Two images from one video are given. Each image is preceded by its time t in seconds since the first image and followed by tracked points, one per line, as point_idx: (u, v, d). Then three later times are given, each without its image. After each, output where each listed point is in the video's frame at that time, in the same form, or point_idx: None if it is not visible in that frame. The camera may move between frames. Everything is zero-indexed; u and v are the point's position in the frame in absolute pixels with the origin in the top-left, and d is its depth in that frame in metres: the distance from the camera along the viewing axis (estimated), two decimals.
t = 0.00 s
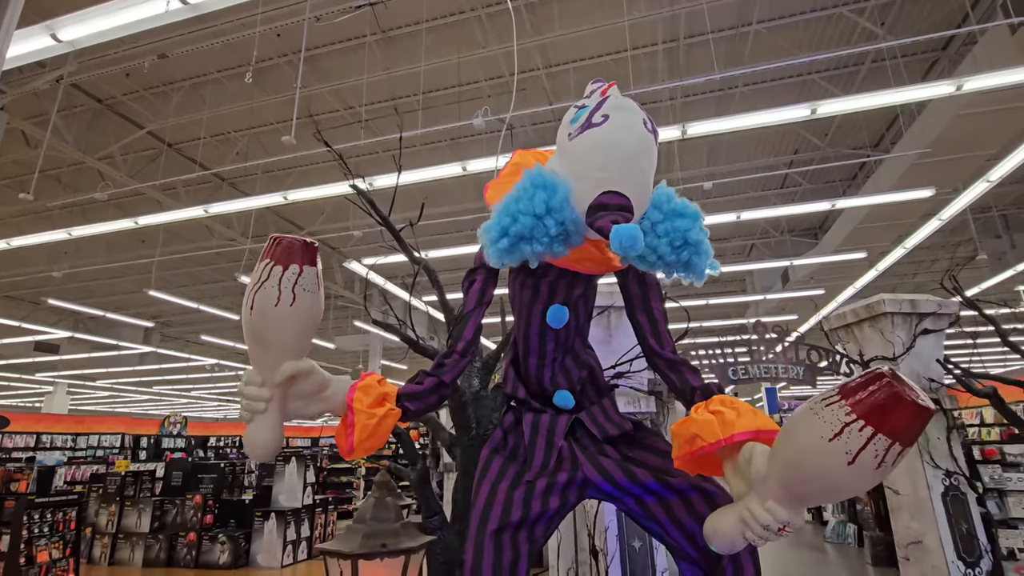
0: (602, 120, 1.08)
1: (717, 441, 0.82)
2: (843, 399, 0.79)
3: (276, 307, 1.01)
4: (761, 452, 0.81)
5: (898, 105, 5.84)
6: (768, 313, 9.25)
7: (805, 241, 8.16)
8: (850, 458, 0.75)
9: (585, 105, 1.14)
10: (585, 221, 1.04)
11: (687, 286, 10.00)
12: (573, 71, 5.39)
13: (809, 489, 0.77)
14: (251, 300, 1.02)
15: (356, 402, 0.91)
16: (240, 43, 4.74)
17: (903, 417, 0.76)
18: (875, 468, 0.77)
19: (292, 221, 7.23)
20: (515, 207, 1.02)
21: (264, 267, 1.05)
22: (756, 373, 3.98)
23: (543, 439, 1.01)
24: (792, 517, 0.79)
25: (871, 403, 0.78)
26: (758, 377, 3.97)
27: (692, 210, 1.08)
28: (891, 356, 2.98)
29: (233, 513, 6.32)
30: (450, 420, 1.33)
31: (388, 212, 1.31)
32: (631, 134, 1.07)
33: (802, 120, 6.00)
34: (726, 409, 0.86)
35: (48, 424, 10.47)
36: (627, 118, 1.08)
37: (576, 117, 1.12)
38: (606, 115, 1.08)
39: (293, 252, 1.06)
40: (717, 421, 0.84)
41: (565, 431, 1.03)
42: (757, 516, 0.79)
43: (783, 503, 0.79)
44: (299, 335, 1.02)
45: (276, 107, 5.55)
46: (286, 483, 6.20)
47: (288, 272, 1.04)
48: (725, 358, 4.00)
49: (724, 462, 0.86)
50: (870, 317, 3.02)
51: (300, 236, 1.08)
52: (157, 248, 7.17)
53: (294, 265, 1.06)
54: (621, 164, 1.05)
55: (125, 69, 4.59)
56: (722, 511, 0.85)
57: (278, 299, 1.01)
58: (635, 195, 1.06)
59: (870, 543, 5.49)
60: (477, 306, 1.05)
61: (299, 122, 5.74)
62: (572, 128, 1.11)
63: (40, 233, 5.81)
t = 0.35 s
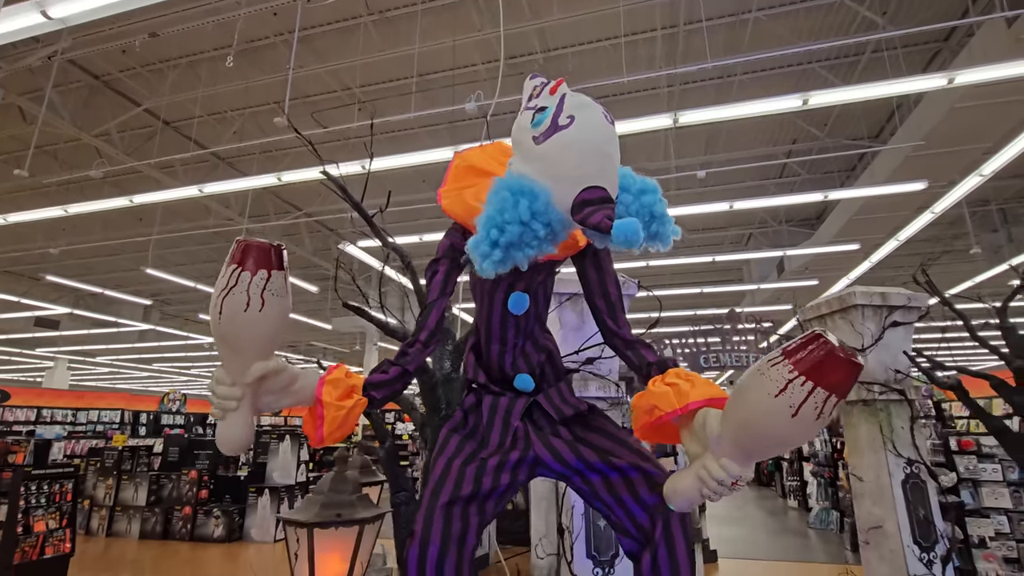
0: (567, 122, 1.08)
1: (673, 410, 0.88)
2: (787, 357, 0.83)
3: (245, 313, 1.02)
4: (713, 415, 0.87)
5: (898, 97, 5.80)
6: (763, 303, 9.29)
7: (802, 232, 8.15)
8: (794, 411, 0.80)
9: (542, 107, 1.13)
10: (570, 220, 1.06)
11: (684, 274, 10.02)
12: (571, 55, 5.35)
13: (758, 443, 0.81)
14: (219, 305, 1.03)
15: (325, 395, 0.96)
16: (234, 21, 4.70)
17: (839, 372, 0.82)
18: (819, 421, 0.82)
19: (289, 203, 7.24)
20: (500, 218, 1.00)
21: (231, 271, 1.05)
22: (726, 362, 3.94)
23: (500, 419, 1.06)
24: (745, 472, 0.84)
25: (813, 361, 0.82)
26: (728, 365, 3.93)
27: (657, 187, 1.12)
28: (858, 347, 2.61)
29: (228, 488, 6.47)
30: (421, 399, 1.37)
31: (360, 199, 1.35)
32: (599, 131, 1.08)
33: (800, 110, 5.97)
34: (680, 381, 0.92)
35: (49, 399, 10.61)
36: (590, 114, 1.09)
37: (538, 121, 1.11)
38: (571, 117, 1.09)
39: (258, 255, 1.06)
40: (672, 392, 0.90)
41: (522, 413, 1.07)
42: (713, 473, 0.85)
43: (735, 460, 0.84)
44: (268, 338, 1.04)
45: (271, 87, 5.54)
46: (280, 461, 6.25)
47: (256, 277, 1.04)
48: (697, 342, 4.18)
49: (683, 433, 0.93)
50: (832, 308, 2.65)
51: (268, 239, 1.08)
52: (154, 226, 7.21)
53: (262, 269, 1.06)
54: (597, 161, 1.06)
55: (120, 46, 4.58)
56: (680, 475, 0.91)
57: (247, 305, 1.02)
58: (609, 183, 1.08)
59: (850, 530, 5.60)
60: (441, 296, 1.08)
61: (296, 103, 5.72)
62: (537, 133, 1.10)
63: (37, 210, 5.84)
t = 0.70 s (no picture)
0: (542, 120, 1.07)
1: (639, 357, 0.94)
2: (737, 285, 0.90)
3: (240, 341, 0.96)
4: (678, 355, 0.93)
5: (901, 79, 5.73)
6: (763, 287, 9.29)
7: (802, 216, 8.12)
8: (745, 330, 0.87)
9: (508, 108, 1.10)
10: (564, 213, 1.06)
11: (684, 259, 10.01)
12: (569, 38, 5.31)
13: (716, 368, 0.88)
14: (212, 335, 0.96)
15: (313, 396, 0.96)
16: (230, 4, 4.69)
17: (785, 292, 0.89)
18: (771, 339, 0.89)
19: (289, 187, 7.26)
20: (501, 223, 0.99)
21: (219, 297, 0.98)
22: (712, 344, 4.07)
23: (471, 398, 1.11)
24: (709, 400, 0.90)
25: (763, 287, 0.90)
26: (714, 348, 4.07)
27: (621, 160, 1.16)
28: (834, 331, 2.08)
29: (233, 468, 6.62)
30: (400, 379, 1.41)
31: (342, 185, 1.42)
32: (575, 123, 1.08)
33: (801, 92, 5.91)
34: (645, 334, 0.98)
35: (57, 381, 10.78)
36: (558, 106, 1.09)
37: (511, 124, 1.07)
38: (544, 116, 1.07)
39: (247, 277, 0.98)
40: (637, 343, 0.96)
41: (492, 392, 1.12)
42: (680, 405, 0.91)
43: (698, 390, 0.91)
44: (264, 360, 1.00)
45: (269, 70, 5.53)
46: (282, 441, 6.45)
47: (247, 303, 0.98)
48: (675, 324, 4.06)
49: (651, 382, 0.98)
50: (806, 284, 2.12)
51: (257, 261, 1.01)
52: (156, 210, 7.26)
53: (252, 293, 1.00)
54: (578, 152, 1.06)
55: (118, 30, 4.59)
56: (650, 419, 0.96)
57: (242, 333, 0.96)
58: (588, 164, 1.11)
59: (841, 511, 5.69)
60: (415, 287, 1.12)
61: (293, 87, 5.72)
62: (512, 136, 1.07)
63: (39, 194, 5.90)
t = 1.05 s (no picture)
0: (532, 125, 1.08)
1: (625, 329, 1.01)
2: (712, 258, 0.97)
3: (250, 347, 0.99)
4: (660, 325, 1.00)
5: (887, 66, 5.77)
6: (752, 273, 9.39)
7: (790, 202, 8.19)
8: (720, 296, 0.94)
9: (493, 116, 1.09)
10: (564, 206, 1.12)
11: (675, 246, 10.08)
12: (557, 25, 5.30)
13: (693, 332, 0.94)
14: (222, 341, 0.99)
15: (314, 392, 1.02)
16: None
17: (752, 259, 0.96)
18: (742, 303, 0.96)
19: (279, 176, 7.24)
20: (513, 226, 1.02)
21: (229, 305, 1.00)
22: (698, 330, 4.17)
23: (456, 382, 1.17)
24: (690, 363, 0.97)
25: (734, 257, 0.97)
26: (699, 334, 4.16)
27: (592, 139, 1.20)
28: (809, 317, 2.13)
29: (228, 457, 6.69)
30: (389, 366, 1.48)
31: (329, 179, 1.50)
32: (560, 124, 1.11)
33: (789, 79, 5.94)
34: (628, 309, 1.05)
35: (49, 372, 10.77)
36: (539, 107, 1.11)
37: (500, 134, 1.07)
38: (534, 120, 1.08)
39: (255, 287, 1.01)
40: (621, 318, 1.03)
41: (476, 377, 1.18)
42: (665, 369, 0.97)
43: (679, 354, 0.97)
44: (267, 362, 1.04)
45: (256, 58, 5.49)
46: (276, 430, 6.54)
47: (256, 311, 1.00)
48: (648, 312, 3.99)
49: (634, 352, 1.04)
50: (781, 270, 2.18)
51: (264, 271, 1.02)
52: (145, 201, 7.22)
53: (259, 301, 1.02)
54: (569, 148, 1.10)
55: (101, 19, 4.54)
56: (635, 387, 1.00)
57: (252, 340, 0.99)
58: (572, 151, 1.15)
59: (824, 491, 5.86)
60: (400, 279, 1.16)
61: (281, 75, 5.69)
62: (504, 145, 1.07)
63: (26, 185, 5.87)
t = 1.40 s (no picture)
0: (519, 105, 1.13)
1: (597, 283, 1.13)
2: (674, 213, 1.05)
3: (261, 331, 1.05)
4: (629, 276, 1.10)
5: (839, 43, 5.97)
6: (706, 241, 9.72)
7: (744, 173, 8.47)
8: (683, 245, 1.02)
9: (478, 102, 1.13)
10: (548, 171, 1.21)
11: (634, 214, 10.28)
12: None
13: (657, 277, 1.04)
14: (234, 325, 1.03)
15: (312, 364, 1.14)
16: None
17: (710, 210, 1.03)
18: (702, 249, 1.04)
19: (230, 132, 6.91)
20: (514, 200, 1.10)
21: (239, 290, 1.04)
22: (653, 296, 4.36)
23: (426, 344, 1.25)
24: (658, 306, 1.07)
25: (692, 209, 1.05)
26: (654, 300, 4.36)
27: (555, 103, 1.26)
28: (751, 285, 2.29)
29: (184, 422, 6.60)
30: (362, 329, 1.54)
31: (284, 133, 1.60)
32: (540, 101, 1.16)
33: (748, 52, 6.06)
34: (598, 266, 1.17)
35: None
36: (518, 85, 1.15)
37: (491, 118, 1.11)
38: (520, 102, 1.13)
39: (267, 276, 1.06)
40: (593, 273, 1.15)
41: (445, 339, 1.26)
42: (637, 312, 1.07)
43: (648, 298, 1.07)
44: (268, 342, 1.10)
45: (203, 5, 5.16)
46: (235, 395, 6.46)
47: (266, 298, 1.06)
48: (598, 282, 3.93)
49: (608, 303, 1.15)
50: (728, 242, 2.32)
51: (271, 259, 1.08)
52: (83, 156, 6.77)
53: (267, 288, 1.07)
54: (549, 119, 1.17)
55: None
56: (611, 329, 1.11)
57: (263, 324, 1.05)
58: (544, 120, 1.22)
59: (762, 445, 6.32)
60: (376, 248, 1.24)
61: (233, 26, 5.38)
62: (496, 128, 1.11)
63: None
